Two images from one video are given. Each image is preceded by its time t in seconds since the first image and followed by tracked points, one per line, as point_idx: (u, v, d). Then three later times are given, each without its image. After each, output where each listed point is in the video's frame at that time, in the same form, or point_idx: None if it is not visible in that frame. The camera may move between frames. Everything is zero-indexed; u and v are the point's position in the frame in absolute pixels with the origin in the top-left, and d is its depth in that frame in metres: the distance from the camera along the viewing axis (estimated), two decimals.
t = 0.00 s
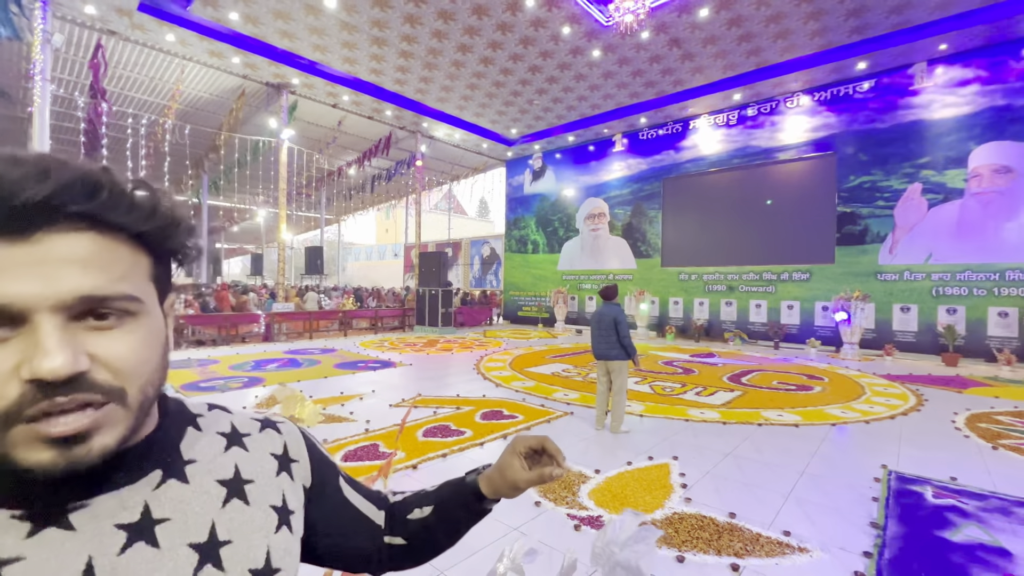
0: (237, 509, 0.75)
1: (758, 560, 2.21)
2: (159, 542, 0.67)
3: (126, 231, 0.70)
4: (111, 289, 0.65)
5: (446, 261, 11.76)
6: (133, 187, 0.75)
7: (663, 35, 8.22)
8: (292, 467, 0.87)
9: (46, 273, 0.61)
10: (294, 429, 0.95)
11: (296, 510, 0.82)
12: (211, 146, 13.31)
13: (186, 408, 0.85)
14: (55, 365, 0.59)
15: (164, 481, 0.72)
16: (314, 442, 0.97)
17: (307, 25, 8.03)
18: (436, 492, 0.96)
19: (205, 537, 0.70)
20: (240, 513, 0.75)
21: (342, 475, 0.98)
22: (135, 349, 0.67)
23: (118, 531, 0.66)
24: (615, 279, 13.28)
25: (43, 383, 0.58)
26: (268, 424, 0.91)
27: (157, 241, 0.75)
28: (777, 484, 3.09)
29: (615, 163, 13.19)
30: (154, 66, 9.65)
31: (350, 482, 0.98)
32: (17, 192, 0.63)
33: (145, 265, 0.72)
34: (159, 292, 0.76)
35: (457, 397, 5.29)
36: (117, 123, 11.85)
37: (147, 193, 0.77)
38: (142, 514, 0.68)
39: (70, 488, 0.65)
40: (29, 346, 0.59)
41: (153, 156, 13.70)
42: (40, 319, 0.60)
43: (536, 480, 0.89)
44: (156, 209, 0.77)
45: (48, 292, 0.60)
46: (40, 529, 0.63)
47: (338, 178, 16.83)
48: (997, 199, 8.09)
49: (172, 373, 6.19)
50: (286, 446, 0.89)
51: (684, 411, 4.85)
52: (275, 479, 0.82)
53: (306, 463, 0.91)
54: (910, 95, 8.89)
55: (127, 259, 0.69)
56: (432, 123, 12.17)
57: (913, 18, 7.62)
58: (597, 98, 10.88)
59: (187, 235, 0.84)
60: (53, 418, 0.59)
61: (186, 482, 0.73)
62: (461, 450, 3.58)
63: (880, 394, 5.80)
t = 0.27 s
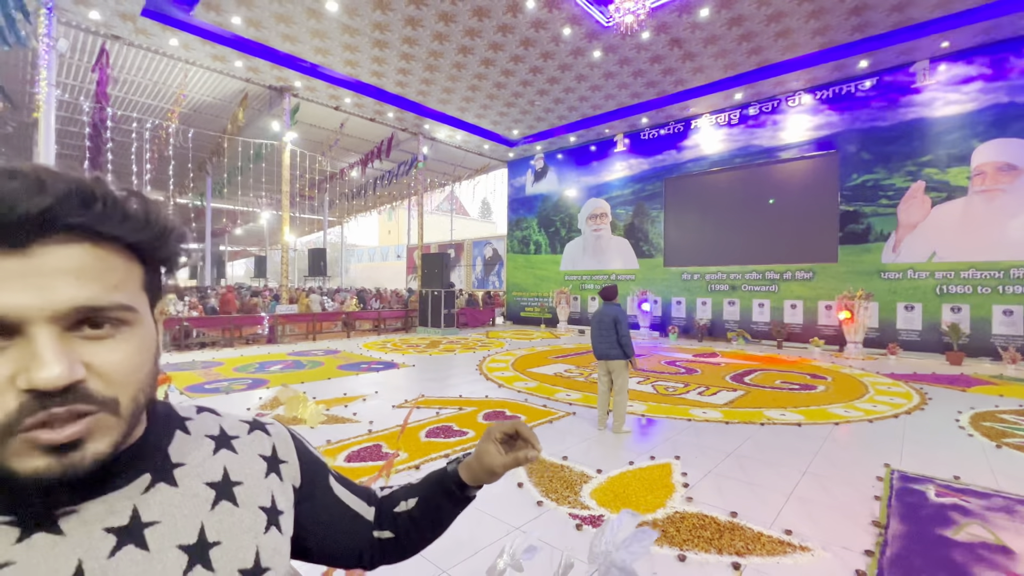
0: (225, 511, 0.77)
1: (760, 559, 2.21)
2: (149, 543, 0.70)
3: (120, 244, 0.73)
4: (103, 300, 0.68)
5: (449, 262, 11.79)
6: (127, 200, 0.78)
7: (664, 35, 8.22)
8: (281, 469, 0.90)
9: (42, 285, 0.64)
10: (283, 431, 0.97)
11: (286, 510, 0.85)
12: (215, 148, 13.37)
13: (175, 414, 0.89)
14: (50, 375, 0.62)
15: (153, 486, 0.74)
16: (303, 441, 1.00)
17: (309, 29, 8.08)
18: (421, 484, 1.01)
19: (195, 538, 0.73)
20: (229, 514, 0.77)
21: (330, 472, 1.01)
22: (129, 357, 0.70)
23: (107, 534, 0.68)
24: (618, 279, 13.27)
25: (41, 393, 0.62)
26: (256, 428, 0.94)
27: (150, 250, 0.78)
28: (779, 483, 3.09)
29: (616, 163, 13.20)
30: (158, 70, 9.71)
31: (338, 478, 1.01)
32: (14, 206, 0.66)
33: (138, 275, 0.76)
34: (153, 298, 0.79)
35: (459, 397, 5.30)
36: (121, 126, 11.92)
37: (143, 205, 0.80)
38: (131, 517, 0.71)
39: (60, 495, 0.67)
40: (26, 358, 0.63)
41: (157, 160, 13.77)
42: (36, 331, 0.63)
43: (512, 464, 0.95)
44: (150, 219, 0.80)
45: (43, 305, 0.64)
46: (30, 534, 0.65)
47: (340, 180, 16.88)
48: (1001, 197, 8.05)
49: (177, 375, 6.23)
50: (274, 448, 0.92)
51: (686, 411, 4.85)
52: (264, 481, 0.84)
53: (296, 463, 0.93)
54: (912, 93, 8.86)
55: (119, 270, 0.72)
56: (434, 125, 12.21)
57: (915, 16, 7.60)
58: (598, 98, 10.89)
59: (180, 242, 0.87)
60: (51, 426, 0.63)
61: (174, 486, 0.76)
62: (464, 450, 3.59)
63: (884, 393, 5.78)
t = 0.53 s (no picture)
0: (235, 505, 0.77)
1: (758, 555, 2.23)
2: (163, 535, 0.70)
3: (149, 252, 0.74)
4: (134, 304, 0.69)
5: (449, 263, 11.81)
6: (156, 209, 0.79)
7: (662, 34, 8.24)
8: (287, 464, 0.89)
9: (79, 287, 0.65)
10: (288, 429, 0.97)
11: (292, 506, 0.85)
12: (215, 151, 13.41)
13: (188, 411, 0.88)
14: (85, 374, 0.63)
15: (167, 480, 0.74)
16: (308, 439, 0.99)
17: (308, 31, 8.10)
18: (429, 485, 0.99)
19: (207, 530, 0.73)
20: (239, 508, 0.77)
21: (335, 470, 1.00)
22: (155, 359, 0.71)
23: (124, 525, 0.68)
24: (618, 279, 13.30)
25: (75, 392, 0.63)
26: (265, 424, 0.93)
27: (174, 257, 0.79)
28: (779, 481, 3.10)
29: (616, 163, 13.21)
30: (157, 73, 9.74)
31: (343, 477, 1.00)
32: (54, 214, 0.66)
33: (164, 282, 0.76)
34: (174, 303, 0.80)
35: (460, 397, 5.32)
36: (121, 130, 11.97)
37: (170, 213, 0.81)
38: (146, 510, 0.70)
39: (81, 487, 0.67)
40: (61, 357, 0.63)
41: (157, 163, 13.82)
42: (72, 331, 0.64)
43: (525, 471, 0.92)
44: (177, 226, 0.81)
45: (80, 306, 0.64)
46: (52, 524, 0.65)
47: (340, 182, 16.93)
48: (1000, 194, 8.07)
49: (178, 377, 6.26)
50: (281, 444, 0.91)
51: (686, 409, 4.87)
52: (271, 476, 0.84)
53: (301, 460, 0.93)
54: (911, 91, 8.88)
55: (149, 277, 0.73)
56: (433, 126, 12.23)
57: (912, 15, 7.62)
58: (597, 98, 10.91)
59: (202, 248, 0.87)
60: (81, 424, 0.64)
61: (187, 480, 0.76)
62: (465, 450, 3.61)
63: (883, 391, 5.80)
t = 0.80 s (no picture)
0: (268, 491, 0.80)
1: (754, 551, 2.25)
2: (204, 514, 0.73)
3: (208, 256, 0.80)
4: (192, 301, 0.75)
5: (446, 263, 11.82)
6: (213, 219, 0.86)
7: (658, 34, 8.25)
8: (318, 459, 0.91)
9: (147, 285, 0.71)
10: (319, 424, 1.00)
11: (320, 497, 0.87)
12: (210, 152, 13.37)
13: (232, 402, 0.92)
14: (149, 361, 0.68)
15: (210, 464, 0.77)
16: (337, 437, 1.02)
17: (304, 31, 8.09)
18: (454, 494, 0.99)
19: (242, 513, 0.75)
20: (272, 494, 0.80)
21: (361, 470, 1.02)
22: (209, 352, 0.77)
23: (170, 502, 0.71)
24: (615, 278, 13.33)
25: (140, 376, 0.69)
26: (299, 419, 0.96)
27: (227, 262, 0.85)
28: (774, 477, 3.13)
29: (613, 162, 13.24)
30: (152, 74, 9.71)
31: (368, 477, 1.01)
32: (127, 220, 0.73)
33: (217, 283, 0.83)
34: (225, 303, 0.86)
35: (457, 397, 5.34)
36: (117, 131, 11.94)
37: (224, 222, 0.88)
38: (190, 490, 0.73)
39: (139, 464, 0.72)
40: (130, 344, 0.69)
41: (154, 164, 13.80)
42: (139, 322, 0.70)
43: (552, 495, 0.91)
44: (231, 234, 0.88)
45: (146, 302, 0.71)
46: (112, 495, 0.69)
47: (337, 182, 16.91)
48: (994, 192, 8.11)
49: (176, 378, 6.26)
50: (313, 440, 0.94)
51: (683, 407, 4.89)
52: (303, 468, 0.86)
53: (330, 457, 0.95)
54: (905, 90, 8.92)
55: (206, 278, 0.79)
56: (430, 126, 12.23)
57: (907, 14, 7.65)
58: (594, 98, 10.93)
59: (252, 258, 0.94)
60: (145, 406, 0.69)
61: (227, 465, 0.78)
62: (462, 449, 3.63)
63: (879, 388, 5.84)
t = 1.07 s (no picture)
0: (305, 481, 0.85)
1: (747, 548, 2.26)
2: (247, 497, 0.79)
3: (264, 257, 0.89)
4: (248, 295, 0.83)
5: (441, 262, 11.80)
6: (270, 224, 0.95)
7: (653, 34, 8.28)
8: (352, 455, 0.97)
9: (212, 278, 0.80)
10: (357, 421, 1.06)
11: (352, 491, 0.93)
12: (203, 150, 13.26)
13: (278, 395, 0.99)
14: (210, 346, 0.77)
15: (255, 451, 0.84)
16: (373, 435, 1.07)
17: (299, 29, 8.06)
18: (483, 499, 1.03)
19: (281, 499, 0.81)
20: (309, 484, 0.86)
21: (394, 469, 1.06)
22: (260, 342, 0.85)
23: (219, 484, 0.78)
24: (610, 277, 13.36)
25: (200, 358, 0.77)
26: (339, 416, 1.03)
27: (280, 263, 0.94)
28: (769, 475, 3.16)
29: (608, 162, 13.27)
30: (144, 72, 9.62)
31: (401, 477, 1.06)
32: (199, 221, 0.83)
33: (271, 281, 0.91)
34: (275, 300, 0.94)
35: (453, 396, 5.33)
36: (107, 129, 11.81)
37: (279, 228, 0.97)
38: (236, 474, 0.80)
39: (196, 445, 0.79)
40: (194, 330, 0.78)
41: (146, 162, 13.67)
42: (203, 312, 0.78)
43: (579, 506, 0.94)
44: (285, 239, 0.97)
45: (211, 293, 0.79)
46: (169, 472, 0.76)
47: (331, 181, 16.82)
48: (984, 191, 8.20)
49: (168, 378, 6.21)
50: (349, 436, 1.00)
51: (678, 406, 4.91)
52: (338, 462, 0.92)
53: (365, 453, 1.01)
54: (898, 90, 9.00)
55: (261, 275, 0.87)
56: (425, 125, 12.21)
57: (899, 15, 7.72)
58: (589, 97, 10.95)
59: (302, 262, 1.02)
60: (203, 385, 0.77)
61: (270, 453, 0.85)
62: (458, 448, 3.63)
63: (872, 386, 5.89)
